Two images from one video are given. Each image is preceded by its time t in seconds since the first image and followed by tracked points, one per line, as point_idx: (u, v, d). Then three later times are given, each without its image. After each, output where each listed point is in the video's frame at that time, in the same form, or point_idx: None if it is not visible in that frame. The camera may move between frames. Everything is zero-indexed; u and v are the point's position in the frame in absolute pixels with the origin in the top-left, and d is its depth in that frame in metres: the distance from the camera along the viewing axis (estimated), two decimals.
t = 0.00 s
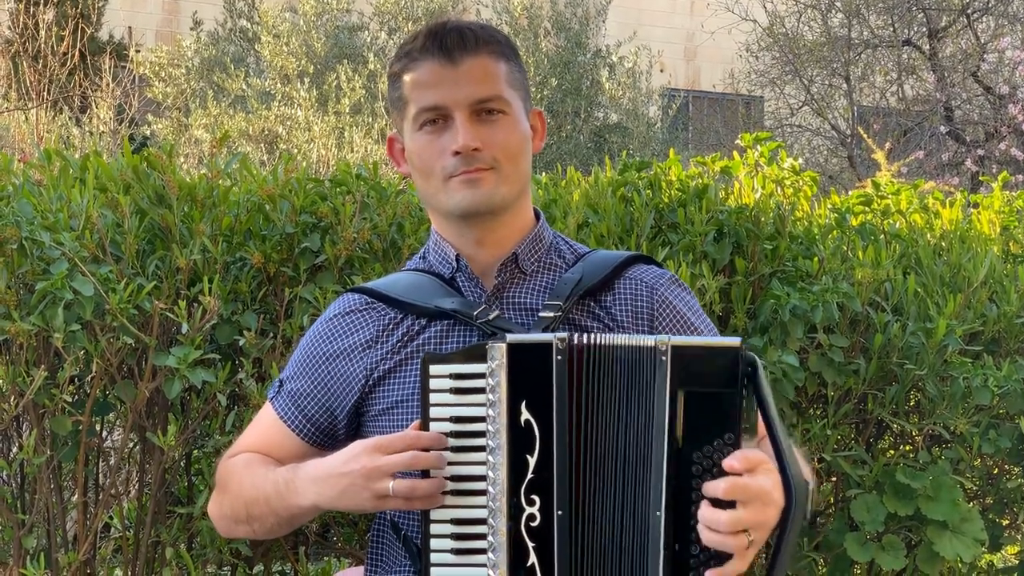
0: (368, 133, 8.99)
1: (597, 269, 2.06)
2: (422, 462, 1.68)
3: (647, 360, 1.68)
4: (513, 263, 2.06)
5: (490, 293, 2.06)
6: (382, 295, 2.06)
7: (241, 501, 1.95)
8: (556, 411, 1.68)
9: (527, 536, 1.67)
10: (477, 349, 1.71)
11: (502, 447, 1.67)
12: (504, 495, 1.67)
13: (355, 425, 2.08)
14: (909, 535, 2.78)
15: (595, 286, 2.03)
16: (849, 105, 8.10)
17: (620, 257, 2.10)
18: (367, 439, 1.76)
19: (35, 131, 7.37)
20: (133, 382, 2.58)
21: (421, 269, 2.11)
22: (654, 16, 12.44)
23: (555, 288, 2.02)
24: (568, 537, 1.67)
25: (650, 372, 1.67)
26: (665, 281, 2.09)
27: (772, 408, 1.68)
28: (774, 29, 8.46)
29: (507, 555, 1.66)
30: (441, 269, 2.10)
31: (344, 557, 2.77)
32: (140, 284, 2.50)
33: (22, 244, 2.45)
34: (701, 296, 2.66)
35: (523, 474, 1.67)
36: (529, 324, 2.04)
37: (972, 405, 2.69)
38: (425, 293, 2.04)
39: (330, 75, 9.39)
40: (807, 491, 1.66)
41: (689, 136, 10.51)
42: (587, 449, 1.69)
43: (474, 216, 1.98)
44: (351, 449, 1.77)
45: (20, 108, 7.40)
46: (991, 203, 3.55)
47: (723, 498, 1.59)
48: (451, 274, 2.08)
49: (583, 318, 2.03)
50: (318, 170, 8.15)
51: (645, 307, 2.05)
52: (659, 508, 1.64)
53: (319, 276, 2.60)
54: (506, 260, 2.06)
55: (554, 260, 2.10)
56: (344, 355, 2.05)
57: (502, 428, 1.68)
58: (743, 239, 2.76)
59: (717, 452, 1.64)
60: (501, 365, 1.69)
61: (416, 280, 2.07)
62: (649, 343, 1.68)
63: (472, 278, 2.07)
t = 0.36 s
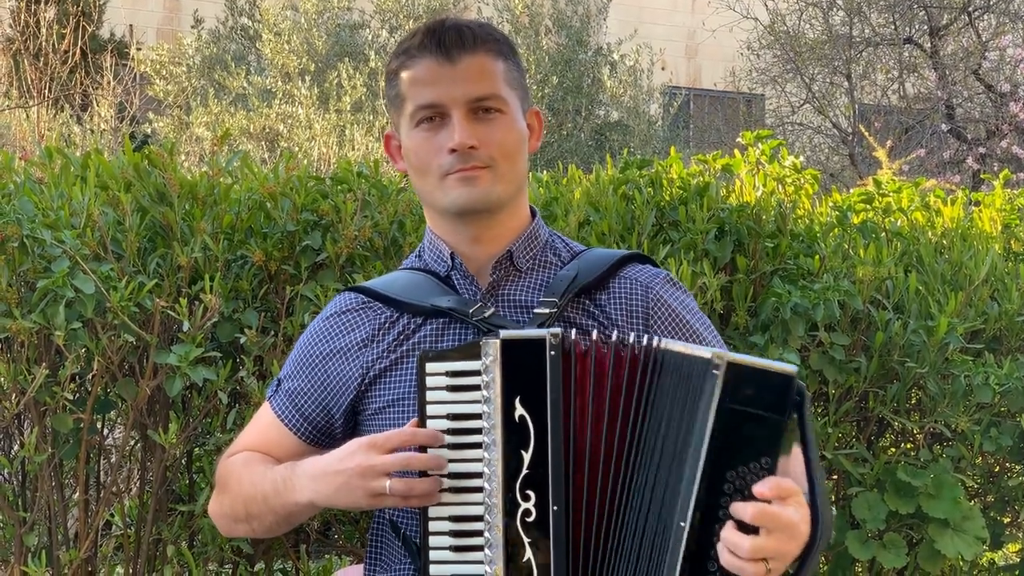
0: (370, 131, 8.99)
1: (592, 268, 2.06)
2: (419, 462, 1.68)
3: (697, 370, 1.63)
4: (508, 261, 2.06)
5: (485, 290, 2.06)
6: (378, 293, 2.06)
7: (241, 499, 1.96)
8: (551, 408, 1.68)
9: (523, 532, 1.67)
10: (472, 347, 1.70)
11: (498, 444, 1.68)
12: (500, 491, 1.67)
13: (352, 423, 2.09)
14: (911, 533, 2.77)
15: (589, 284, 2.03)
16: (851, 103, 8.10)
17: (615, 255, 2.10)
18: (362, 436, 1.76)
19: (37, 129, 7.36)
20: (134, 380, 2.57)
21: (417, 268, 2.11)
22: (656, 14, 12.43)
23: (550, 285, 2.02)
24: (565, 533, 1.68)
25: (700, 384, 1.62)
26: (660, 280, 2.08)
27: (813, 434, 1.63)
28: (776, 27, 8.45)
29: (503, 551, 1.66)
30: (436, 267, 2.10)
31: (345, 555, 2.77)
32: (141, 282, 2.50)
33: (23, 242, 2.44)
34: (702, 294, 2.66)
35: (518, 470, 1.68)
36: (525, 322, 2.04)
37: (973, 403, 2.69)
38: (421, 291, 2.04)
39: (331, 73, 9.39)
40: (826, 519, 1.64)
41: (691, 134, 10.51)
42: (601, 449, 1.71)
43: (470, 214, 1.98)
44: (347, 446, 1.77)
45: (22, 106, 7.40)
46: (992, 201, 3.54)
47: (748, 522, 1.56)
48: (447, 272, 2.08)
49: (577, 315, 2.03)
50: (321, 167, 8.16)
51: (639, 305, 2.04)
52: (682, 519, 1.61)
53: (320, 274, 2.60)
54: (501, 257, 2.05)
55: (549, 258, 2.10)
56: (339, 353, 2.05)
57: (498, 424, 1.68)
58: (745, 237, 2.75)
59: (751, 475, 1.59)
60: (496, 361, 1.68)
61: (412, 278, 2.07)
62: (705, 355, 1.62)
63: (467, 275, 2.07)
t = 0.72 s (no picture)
0: (371, 129, 8.98)
1: (595, 267, 2.06)
2: (421, 456, 1.67)
3: (686, 367, 1.65)
4: (511, 260, 2.06)
5: (488, 289, 2.06)
6: (381, 292, 2.06)
7: (247, 500, 1.96)
8: (554, 409, 1.68)
9: (524, 534, 1.67)
10: (479, 344, 1.70)
11: (502, 444, 1.67)
12: (504, 491, 1.67)
13: (355, 421, 2.09)
14: (912, 531, 2.78)
15: (593, 284, 2.03)
16: (853, 101, 8.10)
17: (618, 255, 2.10)
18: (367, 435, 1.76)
19: (39, 127, 7.36)
20: (136, 377, 2.58)
21: (421, 265, 2.11)
22: (658, 12, 12.43)
23: (554, 285, 2.03)
24: (566, 534, 1.67)
25: (689, 382, 1.63)
26: (662, 281, 2.08)
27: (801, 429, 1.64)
28: (778, 24, 8.37)
29: (505, 552, 1.66)
30: (439, 264, 2.10)
31: (346, 552, 2.77)
32: (143, 279, 2.50)
33: (25, 239, 2.43)
34: (703, 292, 2.66)
35: (521, 471, 1.67)
36: (528, 321, 2.04)
37: (975, 401, 2.69)
38: (425, 289, 2.04)
39: (333, 70, 9.39)
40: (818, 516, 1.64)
41: (692, 132, 10.51)
42: (591, 452, 1.70)
43: (475, 217, 1.98)
44: (350, 444, 1.78)
45: (23, 103, 7.39)
46: (993, 199, 3.54)
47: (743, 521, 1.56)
48: (450, 270, 2.08)
49: (581, 315, 2.03)
50: (322, 165, 8.16)
51: (642, 305, 2.04)
52: (677, 518, 1.62)
53: (322, 272, 2.60)
54: (504, 257, 2.06)
55: (553, 257, 2.10)
56: (343, 352, 2.05)
57: (503, 424, 1.68)
58: (746, 235, 2.75)
59: (743, 473, 1.59)
60: (502, 361, 1.68)
61: (416, 276, 2.07)
62: (693, 352, 1.63)
63: (470, 273, 2.07)
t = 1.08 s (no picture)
0: (372, 126, 8.98)
1: (600, 263, 2.05)
2: (425, 454, 1.68)
3: (675, 358, 1.63)
4: (516, 258, 2.06)
5: (493, 287, 2.06)
6: (384, 289, 2.06)
7: (248, 496, 1.96)
8: (558, 401, 1.68)
9: (528, 528, 1.66)
10: (480, 341, 1.70)
11: (504, 440, 1.67)
12: (506, 486, 1.67)
13: (359, 419, 2.09)
14: (913, 529, 2.78)
15: (597, 280, 2.03)
16: (854, 100, 8.09)
17: (623, 251, 2.09)
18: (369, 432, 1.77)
19: (39, 124, 7.36)
20: (137, 375, 2.58)
21: (425, 263, 2.11)
22: (659, 9, 12.42)
23: (559, 281, 2.03)
24: (569, 528, 1.67)
25: (681, 372, 1.61)
26: (668, 276, 2.08)
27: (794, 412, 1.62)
28: (779, 23, 8.39)
29: (508, 546, 1.66)
30: (443, 263, 2.10)
31: (348, 549, 2.77)
32: (144, 276, 2.50)
33: (26, 236, 2.43)
34: (705, 290, 2.67)
35: (524, 465, 1.67)
36: (533, 318, 2.03)
37: (976, 399, 2.69)
38: (429, 286, 2.03)
39: (333, 68, 9.38)
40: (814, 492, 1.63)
41: (693, 130, 10.51)
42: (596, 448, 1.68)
43: (479, 214, 1.98)
44: (354, 441, 1.78)
45: (24, 101, 7.38)
46: (995, 197, 3.53)
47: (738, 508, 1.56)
48: (454, 268, 2.09)
49: (586, 312, 2.03)
50: (323, 162, 8.16)
51: (648, 301, 2.04)
52: (674, 510, 1.60)
53: (324, 269, 2.60)
54: (509, 254, 2.05)
55: (558, 254, 2.10)
56: (347, 349, 2.05)
57: (505, 419, 1.68)
58: (747, 232, 2.75)
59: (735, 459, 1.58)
60: (504, 356, 1.68)
61: (419, 274, 2.07)
62: (681, 342, 1.62)
63: (474, 271, 2.07)
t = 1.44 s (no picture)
0: (370, 125, 8.97)
1: (592, 262, 2.06)
2: (416, 451, 1.68)
3: (684, 363, 1.64)
4: (508, 256, 2.06)
5: (485, 285, 2.06)
6: (377, 287, 2.06)
7: (242, 490, 1.97)
8: (552, 401, 1.68)
9: (522, 526, 1.67)
10: (473, 339, 1.71)
11: (498, 438, 1.68)
12: (500, 485, 1.67)
13: (352, 417, 2.09)
14: (911, 528, 2.78)
15: (589, 279, 2.03)
16: (852, 98, 8.10)
17: (615, 250, 2.10)
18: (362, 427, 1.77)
19: (38, 123, 7.35)
20: (135, 373, 2.57)
21: (417, 261, 2.11)
22: (657, 7, 12.42)
23: (551, 280, 2.02)
24: (565, 528, 1.67)
25: (687, 377, 1.63)
26: (659, 276, 2.08)
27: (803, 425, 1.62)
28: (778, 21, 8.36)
29: (501, 544, 1.67)
30: (436, 260, 2.10)
31: (346, 548, 2.78)
32: (142, 275, 2.50)
33: (24, 235, 2.43)
34: (703, 289, 2.65)
35: (518, 464, 1.68)
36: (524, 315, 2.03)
37: (974, 398, 2.68)
38: (422, 285, 2.03)
39: (332, 66, 9.37)
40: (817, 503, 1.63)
41: (692, 128, 10.51)
42: (597, 449, 1.70)
43: (471, 212, 1.98)
44: (345, 436, 1.78)
45: (23, 100, 7.38)
46: (993, 195, 3.52)
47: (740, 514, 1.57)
48: (446, 265, 2.08)
49: (578, 310, 2.02)
50: (322, 161, 8.16)
51: (639, 300, 2.05)
52: (675, 512, 1.61)
53: (322, 268, 2.60)
54: (501, 252, 2.06)
55: (549, 253, 2.10)
56: (340, 348, 2.05)
57: (498, 418, 1.68)
58: (746, 231, 2.76)
59: (740, 465, 1.60)
60: (497, 355, 1.68)
61: (413, 273, 2.07)
62: (691, 346, 1.64)
63: (467, 269, 2.07)
